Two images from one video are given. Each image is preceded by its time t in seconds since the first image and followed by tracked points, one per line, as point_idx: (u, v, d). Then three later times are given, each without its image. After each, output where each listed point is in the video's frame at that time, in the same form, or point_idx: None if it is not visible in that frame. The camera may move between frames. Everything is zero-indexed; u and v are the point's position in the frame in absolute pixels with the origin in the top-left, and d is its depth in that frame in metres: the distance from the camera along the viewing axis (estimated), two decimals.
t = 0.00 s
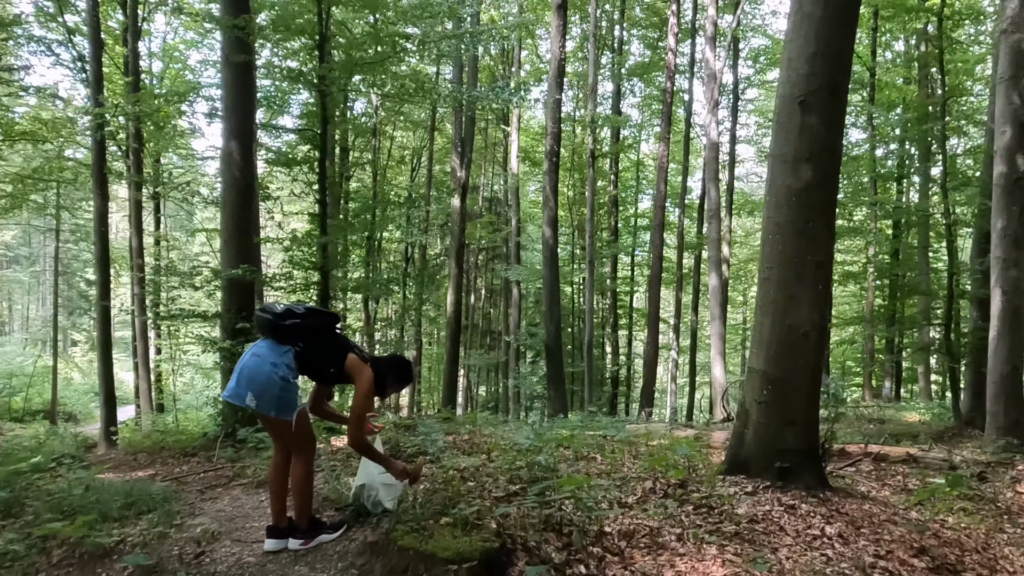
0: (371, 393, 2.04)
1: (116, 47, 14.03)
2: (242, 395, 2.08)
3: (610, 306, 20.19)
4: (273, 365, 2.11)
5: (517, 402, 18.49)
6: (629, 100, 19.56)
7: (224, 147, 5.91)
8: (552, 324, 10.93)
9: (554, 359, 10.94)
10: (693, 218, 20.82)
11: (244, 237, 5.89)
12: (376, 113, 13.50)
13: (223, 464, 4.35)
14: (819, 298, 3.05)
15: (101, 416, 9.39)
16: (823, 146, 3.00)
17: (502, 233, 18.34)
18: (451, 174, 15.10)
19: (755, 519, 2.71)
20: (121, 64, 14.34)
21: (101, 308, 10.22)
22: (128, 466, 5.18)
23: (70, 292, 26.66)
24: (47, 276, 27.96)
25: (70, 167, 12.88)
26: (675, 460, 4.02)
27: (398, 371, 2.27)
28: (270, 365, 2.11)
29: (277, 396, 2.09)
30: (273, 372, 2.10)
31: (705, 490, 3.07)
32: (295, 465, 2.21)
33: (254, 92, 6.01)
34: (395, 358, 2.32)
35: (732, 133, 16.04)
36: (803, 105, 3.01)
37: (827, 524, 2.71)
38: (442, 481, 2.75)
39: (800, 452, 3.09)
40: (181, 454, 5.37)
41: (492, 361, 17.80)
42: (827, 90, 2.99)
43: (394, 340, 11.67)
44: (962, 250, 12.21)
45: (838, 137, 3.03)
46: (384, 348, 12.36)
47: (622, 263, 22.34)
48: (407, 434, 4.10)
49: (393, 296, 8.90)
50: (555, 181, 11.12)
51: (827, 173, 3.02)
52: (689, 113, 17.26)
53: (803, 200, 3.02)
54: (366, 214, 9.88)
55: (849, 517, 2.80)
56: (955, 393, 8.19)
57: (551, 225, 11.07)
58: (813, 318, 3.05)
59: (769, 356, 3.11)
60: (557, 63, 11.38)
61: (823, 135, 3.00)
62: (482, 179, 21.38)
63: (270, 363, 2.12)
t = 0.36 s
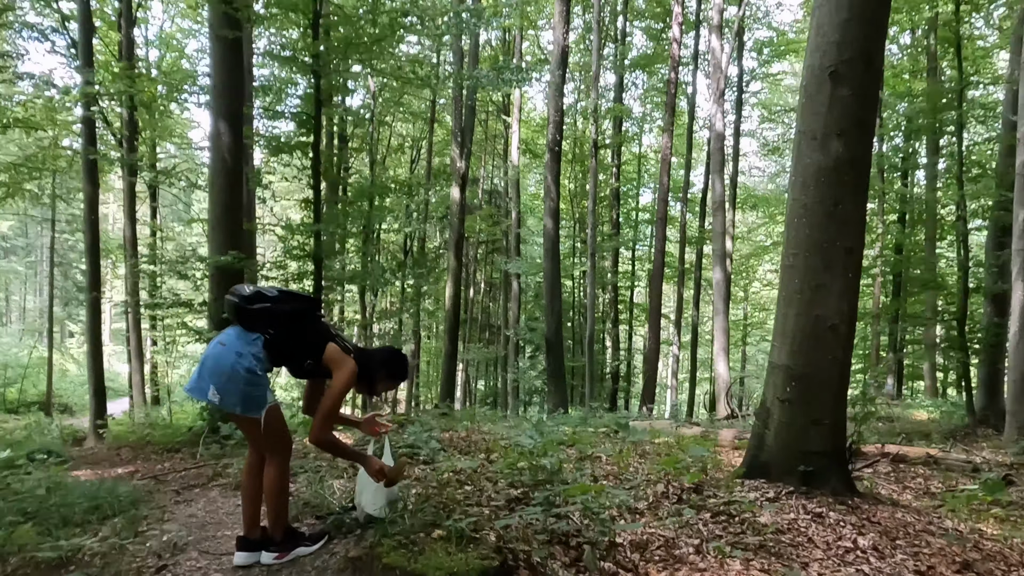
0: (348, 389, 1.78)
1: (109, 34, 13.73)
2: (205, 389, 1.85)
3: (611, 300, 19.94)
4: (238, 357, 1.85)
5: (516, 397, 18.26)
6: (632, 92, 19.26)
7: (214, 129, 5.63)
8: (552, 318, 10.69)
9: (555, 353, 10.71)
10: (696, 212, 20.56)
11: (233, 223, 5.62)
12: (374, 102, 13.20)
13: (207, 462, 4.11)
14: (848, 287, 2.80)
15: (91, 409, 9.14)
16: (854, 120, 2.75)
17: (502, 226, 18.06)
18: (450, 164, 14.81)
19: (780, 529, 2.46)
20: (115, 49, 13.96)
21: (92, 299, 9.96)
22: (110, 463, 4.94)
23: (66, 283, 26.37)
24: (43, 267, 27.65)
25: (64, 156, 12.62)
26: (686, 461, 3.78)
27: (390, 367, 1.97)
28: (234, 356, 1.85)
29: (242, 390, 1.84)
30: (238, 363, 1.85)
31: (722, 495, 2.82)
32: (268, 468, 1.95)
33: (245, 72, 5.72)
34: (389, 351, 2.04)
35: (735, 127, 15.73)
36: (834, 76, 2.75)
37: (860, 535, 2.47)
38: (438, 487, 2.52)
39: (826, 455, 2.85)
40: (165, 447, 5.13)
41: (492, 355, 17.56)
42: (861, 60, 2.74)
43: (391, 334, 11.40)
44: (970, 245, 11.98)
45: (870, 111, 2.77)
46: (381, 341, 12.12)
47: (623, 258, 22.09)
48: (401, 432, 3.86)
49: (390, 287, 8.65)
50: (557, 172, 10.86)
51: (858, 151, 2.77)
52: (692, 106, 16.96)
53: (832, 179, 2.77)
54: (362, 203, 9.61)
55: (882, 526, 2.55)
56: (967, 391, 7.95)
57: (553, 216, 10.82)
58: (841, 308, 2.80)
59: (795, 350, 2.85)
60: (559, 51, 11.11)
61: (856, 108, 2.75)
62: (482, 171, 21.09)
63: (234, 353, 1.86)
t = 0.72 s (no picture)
0: (311, 393, 1.50)
1: (105, 11, 13.27)
2: (146, 386, 1.61)
3: (618, 287, 19.59)
4: (178, 349, 1.57)
5: (520, 385, 17.98)
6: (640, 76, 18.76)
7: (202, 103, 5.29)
8: (557, 306, 10.39)
9: (560, 341, 10.42)
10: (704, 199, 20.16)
11: (223, 203, 5.31)
12: (376, 84, 12.80)
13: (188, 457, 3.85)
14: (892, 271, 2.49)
15: (85, 397, 8.89)
16: (903, 83, 2.44)
17: (507, 212, 17.71)
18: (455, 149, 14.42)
19: (817, 548, 2.16)
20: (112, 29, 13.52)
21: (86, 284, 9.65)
22: (92, 456, 4.68)
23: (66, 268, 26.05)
24: (45, 250, 27.39)
25: (59, 137, 12.26)
26: (705, 463, 3.50)
27: (371, 363, 1.66)
28: (174, 349, 1.57)
29: (185, 390, 1.57)
30: (178, 355, 1.57)
31: (748, 504, 2.53)
32: (224, 479, 1.67)
33: (234, 42, 5.37)
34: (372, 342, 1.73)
35: (746, 111, 15.29)
36: (879, 35, 2.43)
37: (908, 554, 2.17)
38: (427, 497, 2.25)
39: (864, 460, 2.55)
40: (148, 440, 4.86)
41: (496, 342, 17.27)
42: (911, 15, 2.41)
43: (392, 320, 11.11)
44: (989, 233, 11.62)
45: (919, 73, 2.46)
46: (383, 328, 11.83)
47: (630, 244, 21.75)
48: (396, 429, 3.59)
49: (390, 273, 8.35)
50: (563, 155, 10.51)
51: (905, 120, 2.46)
52: (703, 90, 16.52)
53: (877, 150, 2.46)
54: (363, 185, 9.28)
55: (933, 544, 2.26)
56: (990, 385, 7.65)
57: (559, 201, 10.48)
58: (883, 296, 2.50)
59: (831, 342, 2.55)
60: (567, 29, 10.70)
61: (903, 71, 2.44)
62: (487, 156, 20.67)
63: (176, 346, 1.58)
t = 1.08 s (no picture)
0: (300, 428, 1.23)
1: None
2: (105, 412, 1.36)
3: (632, 275, 19.24)
4: (141, 370, 1.32)
5: (533, 375, 17.72)
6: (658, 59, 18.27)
7: (203, 82, 4.97)
8: (573, 296, 10.09)
9: (576, 333, 10.12)
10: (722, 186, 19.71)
11: (225, 189, 5.02)
12: (388, 66, 12.45)
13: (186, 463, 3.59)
14: (974, 271, 2.18)
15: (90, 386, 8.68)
16: (992, 56, 2.11)
17: (520, 199, 17.39)
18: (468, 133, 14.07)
19: None
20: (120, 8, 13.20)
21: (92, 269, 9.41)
22: (88, 455, 4.44)
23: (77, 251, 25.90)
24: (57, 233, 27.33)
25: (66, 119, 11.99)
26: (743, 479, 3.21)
27: (377, 389, 1.38)
28: (136, 370, 1.32)
29: (147, 417, 1.32)
30: (141, 378, 1.32)
31: (803, 534, 2.24)
32: (201, 521, 1.42)
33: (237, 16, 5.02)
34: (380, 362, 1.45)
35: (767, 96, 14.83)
36: None
37: None
38: (442, 535, 1.97)
39: (938, 487, 2.24)
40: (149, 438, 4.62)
41: (509, 331, 17.00)
42: None
43: (404, 309, 10.86)
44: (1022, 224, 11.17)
45: (1011, 44, 2.13)
46: (393, 317, 11.57)
47: (645, 232, 21.35)
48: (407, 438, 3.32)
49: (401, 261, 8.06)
50: (581, 140, 10.16)
51: (993, 97, 2.13)
52: (723, 74, 16.05)
53: (959, 133, 2.14)
54: (374, 171, 8.98)
55: None
56: None
57: (576, 188, 10.15)
58: (964, 301, 2.18)
59: (900, 352, 2.25)
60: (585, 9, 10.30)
61: (991, 40, 2.11)
62: (501, 141, 20.29)
63: (139, 365, 1.33)
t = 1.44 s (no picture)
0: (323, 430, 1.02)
1: None
2: (99, 405, 1.18)
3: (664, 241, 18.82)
4: (138, 354, 1.13)
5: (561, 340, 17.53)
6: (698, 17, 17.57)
7: (228, 32, 4.71)
8: (606, 262, 9.81)
9: (608, 299, 9.87)
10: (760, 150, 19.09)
11: (251, 146, 4.78)
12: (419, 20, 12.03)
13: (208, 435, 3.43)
14: None
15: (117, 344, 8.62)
16: None
17: (551, 161, 17.02)
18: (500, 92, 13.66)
19: None
20: None
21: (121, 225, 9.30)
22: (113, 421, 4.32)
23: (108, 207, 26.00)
24: (91, 190, 27.55)
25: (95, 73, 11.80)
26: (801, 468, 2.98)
27: (418, 382, 1.17)
28: (133, 356, 1.13)
29: (144, 412, 1.13)
30: (137, 365, 1.13)
31: (883, 538, 2.00)
32: (212, 529, 1.25)
33: None
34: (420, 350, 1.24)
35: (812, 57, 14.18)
36: None
37: None
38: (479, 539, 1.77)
39: None
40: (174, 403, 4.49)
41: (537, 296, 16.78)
42: None
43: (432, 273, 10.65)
44: None
45: None
46: (422, 280, 11.38)
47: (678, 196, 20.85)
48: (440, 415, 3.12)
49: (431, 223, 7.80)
50: (618, 101, 9.76)
51: None
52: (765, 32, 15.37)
53: None
54: (404, 130, 8.69)
55: None
56: None
57: (612, 151, 9.80)
58: None
59: (1003, 338, 1.98)
60: None
61: None
62: (533, 101, 19.80)
63: (138, 349, 1.14)
